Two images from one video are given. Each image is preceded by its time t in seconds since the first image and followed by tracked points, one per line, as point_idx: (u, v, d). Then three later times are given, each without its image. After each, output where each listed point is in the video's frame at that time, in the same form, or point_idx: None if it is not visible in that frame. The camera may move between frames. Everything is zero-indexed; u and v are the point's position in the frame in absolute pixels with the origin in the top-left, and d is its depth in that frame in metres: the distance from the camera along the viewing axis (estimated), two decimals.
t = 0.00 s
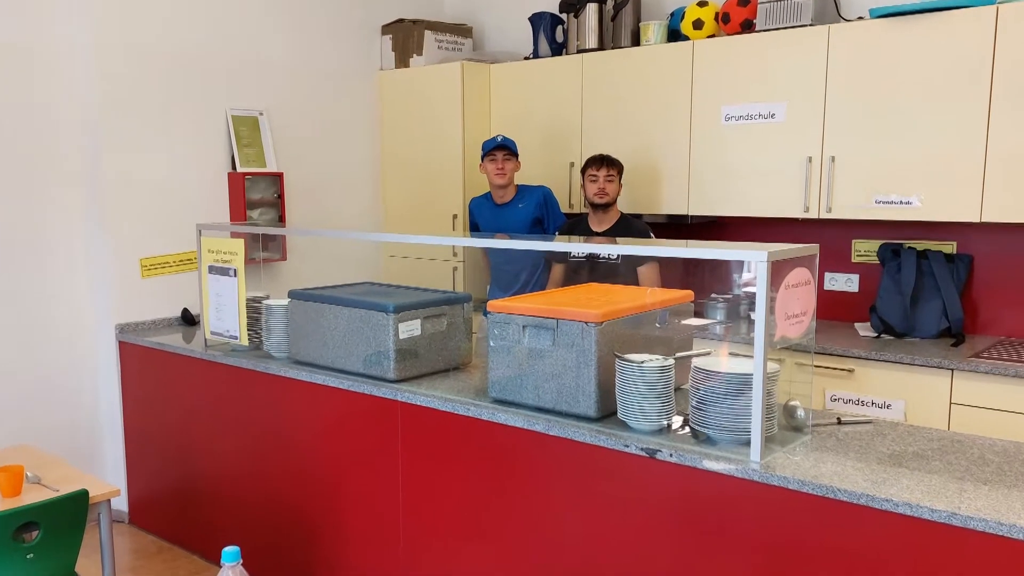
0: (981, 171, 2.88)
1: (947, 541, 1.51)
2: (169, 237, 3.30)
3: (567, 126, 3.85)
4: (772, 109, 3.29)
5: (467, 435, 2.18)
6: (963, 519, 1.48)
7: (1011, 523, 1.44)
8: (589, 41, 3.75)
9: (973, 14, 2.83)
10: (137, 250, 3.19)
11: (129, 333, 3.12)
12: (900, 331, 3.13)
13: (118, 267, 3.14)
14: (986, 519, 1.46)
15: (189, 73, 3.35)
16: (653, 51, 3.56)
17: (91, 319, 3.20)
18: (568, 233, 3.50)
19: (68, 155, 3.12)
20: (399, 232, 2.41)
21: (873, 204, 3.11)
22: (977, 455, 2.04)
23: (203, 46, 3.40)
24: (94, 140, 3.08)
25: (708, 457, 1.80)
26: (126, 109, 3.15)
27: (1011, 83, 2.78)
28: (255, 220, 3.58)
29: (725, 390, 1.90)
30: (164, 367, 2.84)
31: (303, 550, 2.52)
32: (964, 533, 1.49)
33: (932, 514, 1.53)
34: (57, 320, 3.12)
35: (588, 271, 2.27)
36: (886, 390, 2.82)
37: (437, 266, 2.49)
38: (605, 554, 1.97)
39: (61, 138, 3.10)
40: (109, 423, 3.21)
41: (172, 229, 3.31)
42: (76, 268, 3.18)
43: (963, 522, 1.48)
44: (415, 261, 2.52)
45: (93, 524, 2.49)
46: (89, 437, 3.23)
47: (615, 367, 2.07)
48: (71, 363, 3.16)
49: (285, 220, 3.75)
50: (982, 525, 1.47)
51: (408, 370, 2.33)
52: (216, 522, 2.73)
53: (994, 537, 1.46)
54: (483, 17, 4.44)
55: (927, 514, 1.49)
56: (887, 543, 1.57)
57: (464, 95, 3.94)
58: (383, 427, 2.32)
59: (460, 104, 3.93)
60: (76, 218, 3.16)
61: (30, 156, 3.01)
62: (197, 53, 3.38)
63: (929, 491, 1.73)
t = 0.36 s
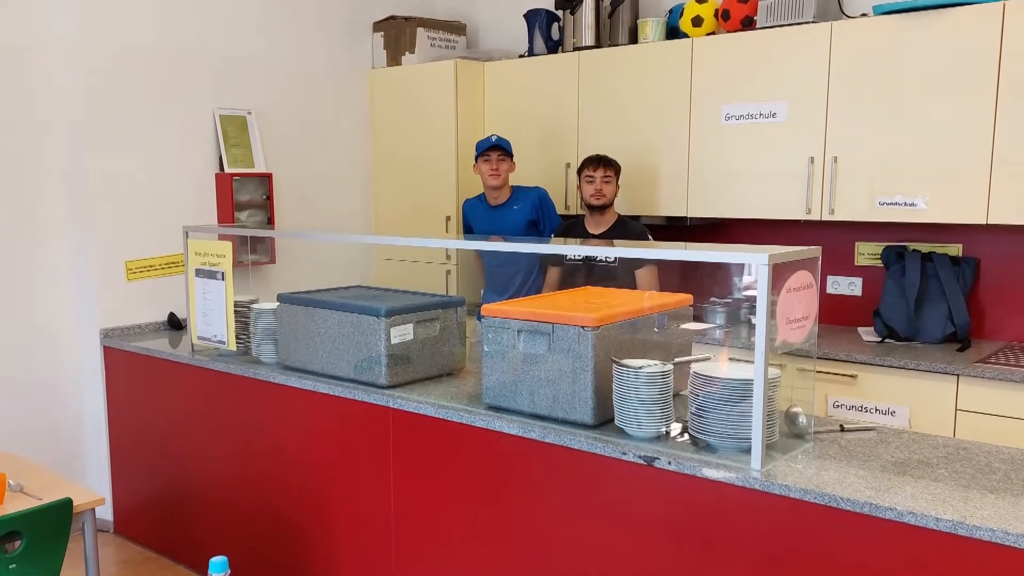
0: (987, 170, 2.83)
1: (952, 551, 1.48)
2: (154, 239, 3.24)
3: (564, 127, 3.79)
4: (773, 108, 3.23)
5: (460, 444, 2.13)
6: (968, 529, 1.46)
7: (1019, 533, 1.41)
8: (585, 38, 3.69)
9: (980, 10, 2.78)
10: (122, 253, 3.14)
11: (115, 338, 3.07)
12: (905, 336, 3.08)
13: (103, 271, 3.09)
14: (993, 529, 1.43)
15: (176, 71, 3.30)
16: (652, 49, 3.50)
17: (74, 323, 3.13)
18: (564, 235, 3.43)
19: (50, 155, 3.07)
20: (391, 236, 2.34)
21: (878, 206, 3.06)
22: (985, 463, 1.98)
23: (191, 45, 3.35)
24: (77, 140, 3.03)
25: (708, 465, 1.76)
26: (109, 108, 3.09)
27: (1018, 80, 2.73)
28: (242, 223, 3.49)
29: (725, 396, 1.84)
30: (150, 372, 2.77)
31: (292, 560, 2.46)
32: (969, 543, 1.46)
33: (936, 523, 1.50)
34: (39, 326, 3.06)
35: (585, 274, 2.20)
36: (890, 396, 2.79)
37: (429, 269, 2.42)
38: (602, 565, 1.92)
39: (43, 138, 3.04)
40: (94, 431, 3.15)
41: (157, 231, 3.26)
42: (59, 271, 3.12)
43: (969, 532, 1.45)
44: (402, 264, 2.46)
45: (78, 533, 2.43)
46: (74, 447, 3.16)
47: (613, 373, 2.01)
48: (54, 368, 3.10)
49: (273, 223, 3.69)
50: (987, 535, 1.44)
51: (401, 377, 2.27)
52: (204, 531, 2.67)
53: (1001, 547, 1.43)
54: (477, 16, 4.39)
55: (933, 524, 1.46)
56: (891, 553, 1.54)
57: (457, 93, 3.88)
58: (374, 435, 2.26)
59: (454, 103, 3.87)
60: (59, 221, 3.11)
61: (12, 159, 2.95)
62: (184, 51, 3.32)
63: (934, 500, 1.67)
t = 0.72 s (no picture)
0: (993, 169, 2.79)
1: (957, 561, 1.46)
2: (140, 241, 3.19)
3: (560, 126, 3.73)
4: (774, 107, 3.19)
5: (454, 452, 2.07)
6: (974, 539, 1.44)
7: None
8: (582, 35, 3.63)
9: (986, 7, 2.74)
10: (107, 255, 3.09)
11: (101, 342, 3.02)
12: (909, 342, 3.03)
13: (89, 273, 3.04)
14: (999, 539, 1.42)
15: (162, 70, 3.25)
16: (650, 47, 3.45)
17: (58, 327, 3.07)
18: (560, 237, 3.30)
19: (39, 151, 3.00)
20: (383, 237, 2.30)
21: (881, 208, 3.02)
22: (991, 470, 1.93)
23: (180, 42, 3.30)
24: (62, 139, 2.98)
25: (707, 472, 1.73)
26: (94, 107, 3.04)
27: None
28: (231, 224, 3.41)
29: (724, 402, 1.79)
30: (134, 378, 2.71)
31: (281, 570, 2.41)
32: (974, 554, 1.45)
33: (941, 532, 1.48)
34: (21, 331, 2.99)
35: (582, 277, 2.15)
36: (893, 402, 2.75)
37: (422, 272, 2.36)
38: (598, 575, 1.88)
39: (30, 135, 2.97)
40: (78, 439, 3.09)
41: (144, 233, 3.20)
42: (44, 271, 3.05)
43: (975, 542, 1.44)
44: (398, 267, 2.39)
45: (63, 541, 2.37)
46: (58, 455, 3.10)
47: (610, 378, 1.95)
48: (37, 372, 3.03)
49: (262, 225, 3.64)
50: (993, 545, 1.43)
51: (393, 382, 2.22)
52: (191, 540, 2.61)
53: (1007, 557, 1.42)
54: (471, 12, 4.33)
55: (939, 534, 1.44)
56: (894, 564, 1.52)
57: (451, 90, 3.83)
58: (365, 442, 2.20)
59: (447, 102, 3.82)
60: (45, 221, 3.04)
61: None
62: (170, 49, 3.27)
63: (938, 509, 1.62)
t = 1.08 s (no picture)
0: (998, 170, 2.73)
1: (962, 570, 1.42)
2: (125, 244, 3.14)
3: (556, 125, 3.68)
4: (775, 106, 3.13)
5: (447, 459, 2.02)
6: (980, 548, 1.40)
7: None
8: (579, 32, 3.59)
9: (991, 4, 2.69)
10: (92, 258, 3.04)
11: (85, 347, 2.97)
12: (913, 346, 2.98)
13: (74, 275, 2.99)
14: (1005, 548, 1.38)
15: (147, 69, 3.19)
16: (648, 45, 3.40)
17: (41, 329, 3.01)
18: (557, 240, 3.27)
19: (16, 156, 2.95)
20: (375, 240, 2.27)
21: (884, 209, 2.96)
22: (997, 478, 1.88)
23: (165, 40, 3.25)
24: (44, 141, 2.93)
25: (706, 480, 1.69)
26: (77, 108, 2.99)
27: None
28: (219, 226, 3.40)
29: (724, 408, 1.74)
30: (119, 384, 2.66)
31: None
32: (981, 564, 1.41)
33: (945, 541, 1.44)
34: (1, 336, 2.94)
35: (578, 280, 2.11)
36: (897, 408, 2.72)
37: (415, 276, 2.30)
38: None
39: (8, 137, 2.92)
40: (62, 445, 3.04)
41: (129, 236, 3.15)
42: (25, 276, 3.00)
43: (981, 551, 1.40)
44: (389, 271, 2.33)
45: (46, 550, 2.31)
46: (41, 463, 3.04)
47: (607, 383, 1.90)
48: (20, 377, 2.98)
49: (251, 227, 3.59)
50: (1000, 555, 1.39)
51: (385, 388, 2.17)
52: (178, 549, 2.55)
53: (1014, 566, 1.38)
54: (465, 9, 4.28)
55: (943, 543, 1.41)
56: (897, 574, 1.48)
57: (444, 89, 3.77)
58: (356, 449, 2.15)
59: (441, 101, 3.77)
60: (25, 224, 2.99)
61: None
62: (156, 47, 3.22)
63: (942, 518, 1.57)
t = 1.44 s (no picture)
0: (1004, 172, 2.69)
1: None
2: (111, 248, 3.10)
3: (552, 125, 3.63)
4: (776, 106, 3.08)
5: (440, 467, 1.97)
6: (986, 557, 1.37)
7: None
8: (575, 30, 3.53)
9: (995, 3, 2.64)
10: (77, 261, 3.00)
11: (69, 352, 2.92)
12: (917, 350, 2.94)
13: (58, 279, 2.94)
14: (1012, 558, 1.34)
15: (134, 69, 3.15)
16: (645, 43, 3.35)
17: (23, 332, 2.96)
18: (552, 242, 3.24)
19: None
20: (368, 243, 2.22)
21: (888, 211, 2.91)
22: (1004, 485, 1.83)
23: (152, 40, 3.20)
24: (27, 142, 2.88)
25: (706, 488, 1.64)
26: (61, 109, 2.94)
27: None
28: (207, 228, 3.36)
29: (724, 415, 1.69)
30: (104, 389, 2.60)
31: None
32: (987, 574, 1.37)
33: (951, 550, 1.41)
34: None
35: (574, 283, 2.05)
36: (901, 415, 2.68)
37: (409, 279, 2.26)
38: None
39: None
40: (47, 452, 2.99)
41: (116, 239, 3.11)
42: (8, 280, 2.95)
43: (987, 560, 1.36)
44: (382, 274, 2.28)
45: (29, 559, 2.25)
46: (25, 470, 2.99)
47: (604, 389, 1.85)
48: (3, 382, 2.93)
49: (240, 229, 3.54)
50: (1007, 564, 1.35)
51: (377, 394, 2.12)
52: (165, 558, 2.50)
53: None
54: (460, 6, 4.23)
55: (949, 552, 1.37)
56: None
57: (437, 88, 3.73)
58: (348, 456, 2.10)
59: (434, 100, 3.72)
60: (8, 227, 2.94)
61: None
62: (143, 47, 3.17)
63: (947, 527, 1.52)
